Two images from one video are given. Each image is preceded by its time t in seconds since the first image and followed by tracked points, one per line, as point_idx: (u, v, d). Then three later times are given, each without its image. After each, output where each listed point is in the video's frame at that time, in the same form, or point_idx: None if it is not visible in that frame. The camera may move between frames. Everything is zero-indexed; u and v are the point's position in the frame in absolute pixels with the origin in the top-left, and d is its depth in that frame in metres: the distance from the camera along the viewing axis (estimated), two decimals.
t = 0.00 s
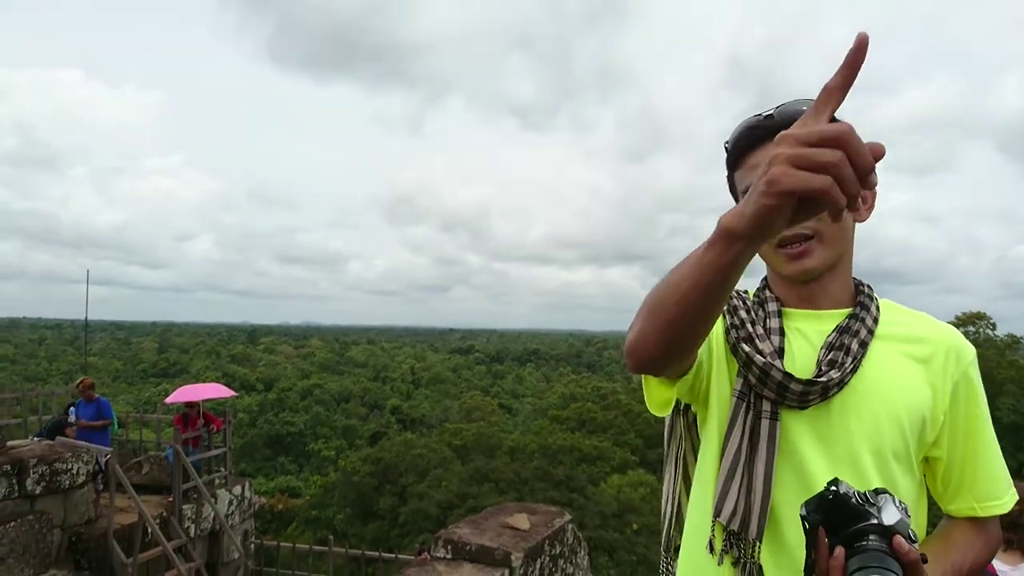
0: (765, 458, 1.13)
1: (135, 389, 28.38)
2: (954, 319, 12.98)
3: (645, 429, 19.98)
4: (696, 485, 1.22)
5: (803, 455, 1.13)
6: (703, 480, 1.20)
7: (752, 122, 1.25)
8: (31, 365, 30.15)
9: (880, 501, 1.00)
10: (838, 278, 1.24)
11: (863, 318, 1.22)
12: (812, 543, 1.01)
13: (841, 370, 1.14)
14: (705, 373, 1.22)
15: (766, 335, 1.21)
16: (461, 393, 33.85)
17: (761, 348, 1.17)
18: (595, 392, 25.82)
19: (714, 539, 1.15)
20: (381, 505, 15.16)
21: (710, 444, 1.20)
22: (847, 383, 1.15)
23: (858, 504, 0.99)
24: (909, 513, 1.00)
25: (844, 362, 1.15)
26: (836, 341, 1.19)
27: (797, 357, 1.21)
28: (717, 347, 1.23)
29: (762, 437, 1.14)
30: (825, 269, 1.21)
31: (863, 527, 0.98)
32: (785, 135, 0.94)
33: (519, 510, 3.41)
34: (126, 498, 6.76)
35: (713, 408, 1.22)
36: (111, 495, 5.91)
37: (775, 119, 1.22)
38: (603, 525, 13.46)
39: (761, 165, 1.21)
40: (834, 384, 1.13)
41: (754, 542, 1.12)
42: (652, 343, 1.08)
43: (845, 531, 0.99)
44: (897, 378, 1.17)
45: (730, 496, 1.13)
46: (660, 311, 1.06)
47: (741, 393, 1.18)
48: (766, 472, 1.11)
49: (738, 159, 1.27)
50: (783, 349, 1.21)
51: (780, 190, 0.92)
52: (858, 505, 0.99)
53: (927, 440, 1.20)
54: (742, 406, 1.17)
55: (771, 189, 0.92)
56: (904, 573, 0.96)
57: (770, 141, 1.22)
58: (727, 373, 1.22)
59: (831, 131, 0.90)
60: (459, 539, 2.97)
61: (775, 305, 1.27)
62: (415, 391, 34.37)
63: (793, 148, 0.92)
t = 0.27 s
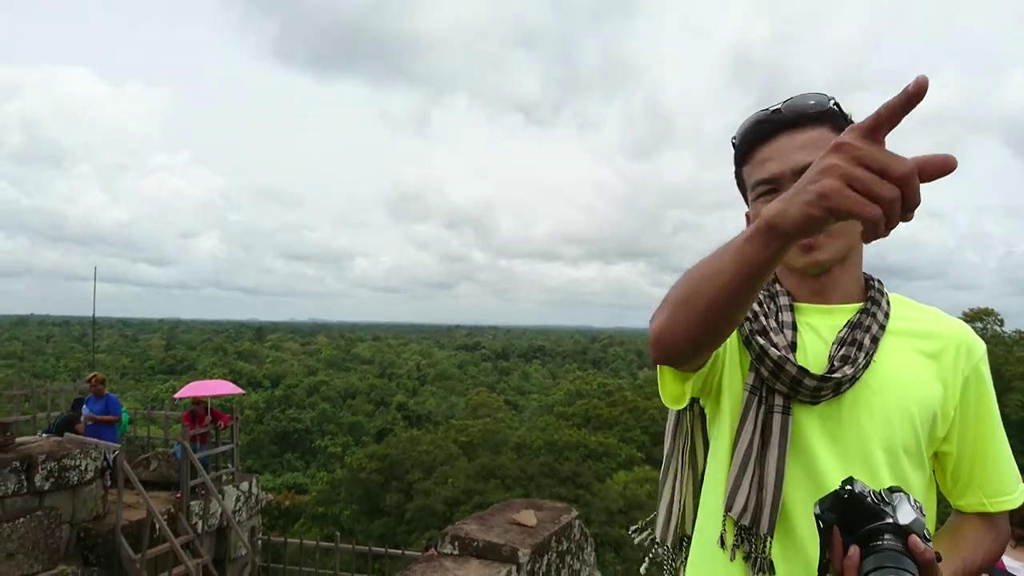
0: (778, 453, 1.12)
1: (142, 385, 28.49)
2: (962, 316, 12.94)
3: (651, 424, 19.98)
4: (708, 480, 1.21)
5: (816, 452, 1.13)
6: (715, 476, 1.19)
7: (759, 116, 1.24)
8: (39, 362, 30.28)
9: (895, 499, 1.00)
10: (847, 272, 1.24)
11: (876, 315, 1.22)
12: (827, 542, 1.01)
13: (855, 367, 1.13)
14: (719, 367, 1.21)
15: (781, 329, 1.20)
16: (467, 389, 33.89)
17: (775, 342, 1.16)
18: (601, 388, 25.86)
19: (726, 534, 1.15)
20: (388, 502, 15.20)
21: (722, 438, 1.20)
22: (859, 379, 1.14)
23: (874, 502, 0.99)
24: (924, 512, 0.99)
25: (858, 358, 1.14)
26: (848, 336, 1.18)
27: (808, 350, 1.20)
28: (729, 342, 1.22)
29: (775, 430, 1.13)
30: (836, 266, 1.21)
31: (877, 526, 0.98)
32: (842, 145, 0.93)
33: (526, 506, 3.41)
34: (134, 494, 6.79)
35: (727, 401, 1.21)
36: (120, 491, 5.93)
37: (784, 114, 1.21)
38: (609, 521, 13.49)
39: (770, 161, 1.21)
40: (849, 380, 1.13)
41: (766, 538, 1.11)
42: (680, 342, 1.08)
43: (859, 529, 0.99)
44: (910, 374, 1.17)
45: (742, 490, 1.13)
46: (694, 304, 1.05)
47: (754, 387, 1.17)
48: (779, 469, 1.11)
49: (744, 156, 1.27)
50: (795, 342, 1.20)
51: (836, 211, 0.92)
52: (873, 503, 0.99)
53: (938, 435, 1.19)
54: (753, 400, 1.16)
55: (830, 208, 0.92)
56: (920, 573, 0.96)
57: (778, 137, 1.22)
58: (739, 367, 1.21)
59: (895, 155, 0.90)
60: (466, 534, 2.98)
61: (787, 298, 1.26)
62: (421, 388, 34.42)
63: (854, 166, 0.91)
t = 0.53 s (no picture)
0: (788, 450, 1.12)
1: (147, 383, 28.56)
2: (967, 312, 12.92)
3: (655, 421, 19.98)
4: (719, 475, 1.21)
5: (827, 449, 1.13)
6: (726, 471, 1.19)
7: (764, 113, 1.24)
8: (44, 360, 30.37)
9: (907, 496, 1.00)
10: (854, 270, 1.24)
11: (884, 312, 1.21)
12: (839, 539, 1.00)
13: (865, 364, 1.13)
14: (730, 363, 1.21)
15: (792, 324, 1.20)
16: (471, 387, 33.92)
17: (785, 338, 1.16)
18: (604, 386, 25.86)
19: (735, 530, 1.15)
20: (392, 499, 15.22)
21: (733, 434, 1.19)
22: (869, 375, 1.14)
23: (885, 500, 0.99)
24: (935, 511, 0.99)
25: (866, 354, 1.14)
26: (859, 333, 1.17)
27: (818, 346, 1.20)
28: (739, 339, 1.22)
29: (785, 426, 1.13)
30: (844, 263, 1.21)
31: (889, 523, 0.97)
32: (918, 126, 0.89)
33: (530, 503, 3.41)
34: (139, 491, 6.81)
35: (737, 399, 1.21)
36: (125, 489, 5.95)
37: (788, 112, 1.21)
38: (613, 518, 13.50)
39: (776, 160, 1.21)
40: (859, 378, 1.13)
41: (774, 534, 1.11)
42: (713, 329, 1.03)
43: (870, 526, 0.99)
44: (921, 372, 1.16)
45: (750, 486, 1.13)
46: (734, 284, 1.00)
47: (763, 384, 1.17)
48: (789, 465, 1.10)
49: (749, 154, 1.26)
50: (806, 339, 1.20)
51: (904, 197, 0.90)
52: (885, 500, 0.99)
53: (946, 433, 1.19)
54: (763, 395, 1.16)
55: (899, 194, 0.90)
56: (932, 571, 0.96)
57: (785, 134, 1.21)
58: (749, 362, 1.21)
59: (974, 146, 0.88)
60: (470, 532, 2.98)
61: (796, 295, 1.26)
62: (425, 385, 34.49)
63: (928, 150, 0.89)
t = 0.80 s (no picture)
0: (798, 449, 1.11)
1: (149, 382, 28.59)
2: (970, 310, 12.90)
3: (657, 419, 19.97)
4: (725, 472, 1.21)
5: (833, 450, 1.12)
6: (735, 467, 1.19)
7: (772, 106, 1.23)
8: (47, 359, 30.42)
9: (922, 500, 1.00)
10: (862, 266, 1.24)
11: (892, 310, 1.21)
12: (853, 544, 1.00)
13: (874, 362, 1.12)
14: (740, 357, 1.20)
15: (800, 321, 1.19)
16: (473, 385, 33.93)
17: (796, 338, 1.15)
18: (607, 383, 25.86)
19: (742, 528, 1.15)
20: (395, 498, 15.23)
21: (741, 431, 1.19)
22: (879, 375, 1.14)
23: (903, 504, 0.98)
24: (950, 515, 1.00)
25: (876, 353, 1.14)
26: (868, 331, 1.17)
27: (826, 343, 1.20)
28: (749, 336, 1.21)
29: (794, 425, 1.13)
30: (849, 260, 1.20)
31: (905, 527, 0.98)
32: (967, 100, 0.78)
33: (533, 501, 3.41)
34: (142, 490, 6.82)
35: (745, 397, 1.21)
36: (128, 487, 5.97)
37: (796, 105, 1.21)
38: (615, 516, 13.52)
39: (781, 154, 1.20)
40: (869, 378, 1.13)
41: (782, 533, 1.10)
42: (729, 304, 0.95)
43: (883, 530, 0.99)
44: (928, 371, 1.16)
45: (758, 486, 1.13)
46: (758, 255, 0.92)
47: (771, 384, 1.16)
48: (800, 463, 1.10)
49: (755, 145, 1.26)
50: (814, 336, 1.19)
51: (941, 176, 0.80)
52: (903, 505, 0.98)
53: (952, 432, 1.19)
54: (770, 393, 1.16)
55: (931, 171, 0.79)
56: None
57: (792, 126, 1.21)
58: (757, 358, 1.21)
59: None
60: (473, 530, 2.98)
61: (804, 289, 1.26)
62: (427, 383, 34.50)
63: (971, 128, 0.78)
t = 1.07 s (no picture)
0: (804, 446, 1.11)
1: (154, 378, 28.64)
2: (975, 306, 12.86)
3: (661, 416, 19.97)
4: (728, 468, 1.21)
5: (836, 448, 1.12)
6: (738, 463, 1.19)
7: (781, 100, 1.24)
8: (52, 356, 30.49)
9: (935, 502, 1.00)
10: (870, 263, 1.24)
11: (898, 306, 1.21)
12: (864, 547, 1.00)
13: (879, 359, 1.12)
14: (733, 345, 1.21)
15: (803, 318, 1.19)
16: (476, 381, 33.98)
17: (799, 335, 1.15)
18: (610, 379, 25.86)
19: (749, 527, 1.14)
20: (399, 494, 15.25)
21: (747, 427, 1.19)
22: (884, 372, 1.14)
23: (914, 507, 0.98)
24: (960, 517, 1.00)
25: (883, 352, 1.14)
26: (874, 329, 1.18)
27: (831, 340, 1.20)
28: (751, 331, 1.21)
29: (800, 422, 1.13)
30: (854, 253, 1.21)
31: (916, 530, 0.97)
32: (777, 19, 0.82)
33: (537, 498, 3.41)
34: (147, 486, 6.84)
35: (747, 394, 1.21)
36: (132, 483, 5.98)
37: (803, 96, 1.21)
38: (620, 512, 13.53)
39: (787, 145, 1.21)
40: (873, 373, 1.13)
41: (790, 532, 1.10)
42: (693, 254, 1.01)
43: (894, 532, 0.99)
44: (935, 368, 1.16)
45: (764, 483, 1.12)
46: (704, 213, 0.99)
47: (774, 381, 1.16)
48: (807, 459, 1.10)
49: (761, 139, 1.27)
50: (817, 333, 1.19)
51: (776, 86, 0.83)
52: (913, 507, 0.98)
53: (961, 432, 1.19)
54: (774, 388, 1.16)
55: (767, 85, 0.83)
56: None
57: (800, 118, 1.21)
58: (763, 353, 1.20)
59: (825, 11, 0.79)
60: (477, 526, 2.98)
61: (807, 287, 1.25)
62: (431, 380, 34.54)
63: (787, 34, 0.81)
